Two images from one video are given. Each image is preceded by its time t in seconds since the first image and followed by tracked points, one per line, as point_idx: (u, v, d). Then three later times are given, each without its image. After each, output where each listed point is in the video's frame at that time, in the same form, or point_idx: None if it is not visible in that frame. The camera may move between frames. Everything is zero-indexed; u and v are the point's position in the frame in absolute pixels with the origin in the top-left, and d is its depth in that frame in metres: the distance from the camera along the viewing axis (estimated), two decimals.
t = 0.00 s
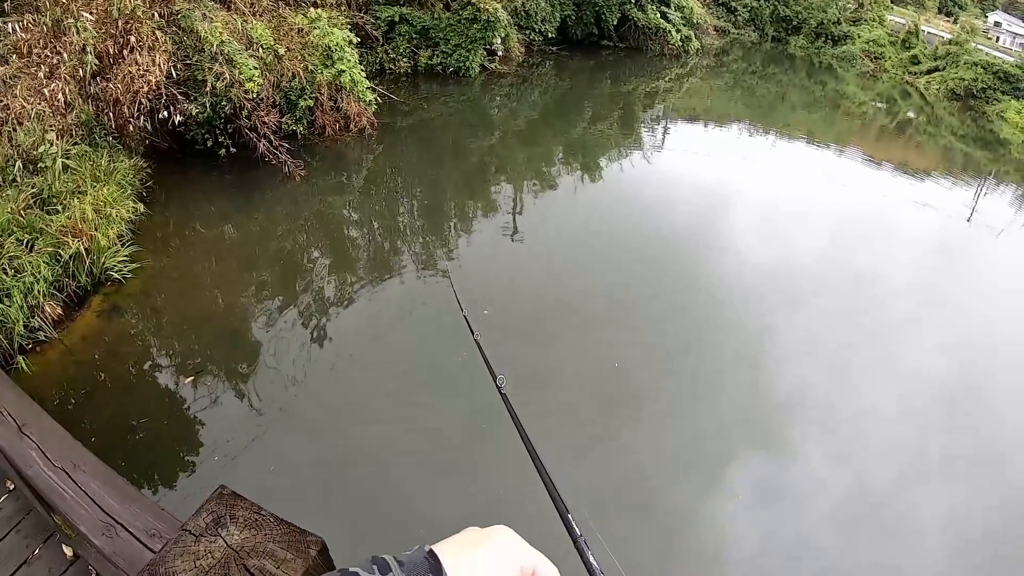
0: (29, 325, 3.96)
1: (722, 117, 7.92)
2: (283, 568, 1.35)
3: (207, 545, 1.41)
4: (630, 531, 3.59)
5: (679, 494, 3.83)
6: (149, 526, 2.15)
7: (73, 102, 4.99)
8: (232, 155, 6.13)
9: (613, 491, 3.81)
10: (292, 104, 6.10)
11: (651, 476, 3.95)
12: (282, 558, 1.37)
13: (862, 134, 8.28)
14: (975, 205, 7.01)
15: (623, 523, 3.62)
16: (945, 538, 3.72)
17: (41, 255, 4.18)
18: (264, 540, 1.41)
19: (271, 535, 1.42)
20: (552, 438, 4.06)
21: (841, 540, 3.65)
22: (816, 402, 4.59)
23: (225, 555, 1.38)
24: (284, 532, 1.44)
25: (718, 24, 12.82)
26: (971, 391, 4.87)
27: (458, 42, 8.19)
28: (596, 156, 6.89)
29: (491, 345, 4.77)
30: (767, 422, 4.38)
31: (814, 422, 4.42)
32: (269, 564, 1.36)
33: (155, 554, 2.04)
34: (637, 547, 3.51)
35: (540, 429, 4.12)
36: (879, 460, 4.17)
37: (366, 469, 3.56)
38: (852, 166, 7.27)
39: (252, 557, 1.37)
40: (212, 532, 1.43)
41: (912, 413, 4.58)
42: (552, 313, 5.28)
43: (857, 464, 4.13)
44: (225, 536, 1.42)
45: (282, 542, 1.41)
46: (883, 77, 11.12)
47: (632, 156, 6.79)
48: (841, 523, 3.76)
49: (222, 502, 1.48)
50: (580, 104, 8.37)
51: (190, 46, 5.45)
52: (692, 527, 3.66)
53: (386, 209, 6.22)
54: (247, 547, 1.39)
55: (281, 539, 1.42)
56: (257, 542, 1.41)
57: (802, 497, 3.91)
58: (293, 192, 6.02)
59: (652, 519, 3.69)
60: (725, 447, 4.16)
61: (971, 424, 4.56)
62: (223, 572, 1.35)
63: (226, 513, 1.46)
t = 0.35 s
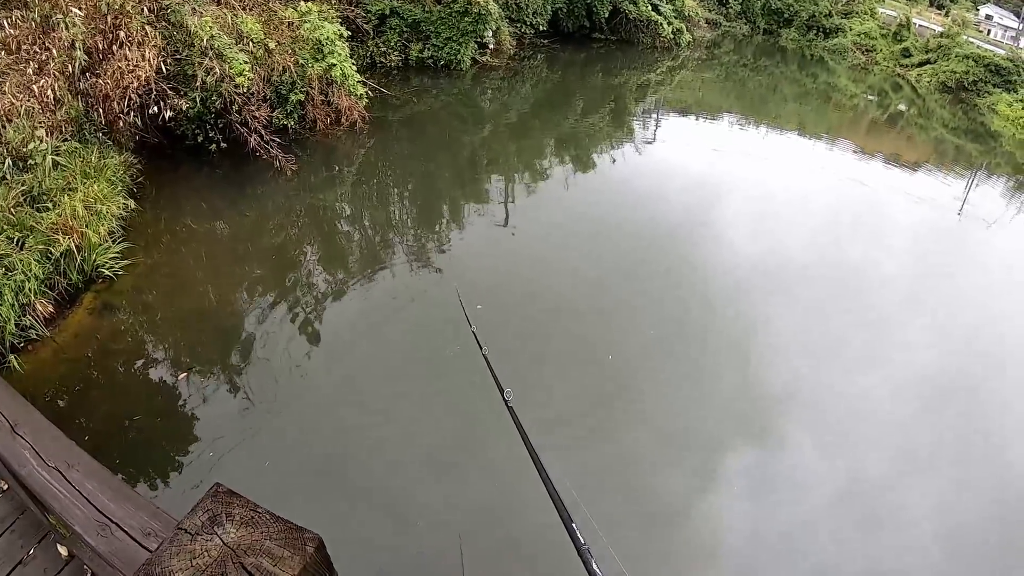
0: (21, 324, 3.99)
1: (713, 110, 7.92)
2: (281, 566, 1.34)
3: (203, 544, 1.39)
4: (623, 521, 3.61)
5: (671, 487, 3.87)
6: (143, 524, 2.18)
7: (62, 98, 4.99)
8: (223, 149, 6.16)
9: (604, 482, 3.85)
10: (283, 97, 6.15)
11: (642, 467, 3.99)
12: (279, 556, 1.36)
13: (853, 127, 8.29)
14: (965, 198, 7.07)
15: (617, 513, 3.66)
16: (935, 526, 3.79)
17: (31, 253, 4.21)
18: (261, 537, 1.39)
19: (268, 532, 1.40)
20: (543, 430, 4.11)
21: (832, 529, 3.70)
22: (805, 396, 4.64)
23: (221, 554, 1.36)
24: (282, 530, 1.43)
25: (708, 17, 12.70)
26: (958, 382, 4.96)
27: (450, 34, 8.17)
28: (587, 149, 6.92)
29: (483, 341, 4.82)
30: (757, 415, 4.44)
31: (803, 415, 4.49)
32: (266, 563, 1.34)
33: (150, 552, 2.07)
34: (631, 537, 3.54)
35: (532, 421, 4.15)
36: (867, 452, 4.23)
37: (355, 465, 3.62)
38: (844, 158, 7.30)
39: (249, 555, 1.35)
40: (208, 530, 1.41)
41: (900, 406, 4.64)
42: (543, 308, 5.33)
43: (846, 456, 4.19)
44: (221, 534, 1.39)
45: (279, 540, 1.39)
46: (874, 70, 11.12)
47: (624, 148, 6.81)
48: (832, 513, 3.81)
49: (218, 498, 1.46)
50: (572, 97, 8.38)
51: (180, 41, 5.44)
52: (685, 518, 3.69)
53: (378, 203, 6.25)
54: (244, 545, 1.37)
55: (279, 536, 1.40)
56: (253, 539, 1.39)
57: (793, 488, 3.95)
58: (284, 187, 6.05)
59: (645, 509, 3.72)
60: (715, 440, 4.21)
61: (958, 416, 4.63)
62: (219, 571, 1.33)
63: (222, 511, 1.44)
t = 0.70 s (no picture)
0: (13, 323, 4.02)
1: (705, 104, 7.91)
2: (274, 562, 1.39)
3: (195, 541, 1.42)
4: (619, 519, 3.65)
5: (666, 483, 3.91)
6: (135, 523, 2.22)
7: (52, 95, 4.99)
8: (214, 145, 6.18)
9: (600, 479, 3.88)
10: (274, 93, 6.14)
11: (638, 463, 4.03)
12: (270, 552, 1.41)
13: (845, 121, 8.31)
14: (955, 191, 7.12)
15: (613, 510, 3.70)
16: (927, 522, 3.84)
17: (22, 252, 4.22)
18: (252, 533, 1.43)
19: (259, 528, 1.45)
20: (536, 426, 4.14)
21: (826, 525, 3.75)
22: (798, 392, 4.69)
23: (213, 550, 1.40)
24: (274, 525, 1.47)
25: (701, 10, 12.90)
26: (948, 375, 5.04)
27: (441, 29, 8.08)
28: (579, 143, 6.93)
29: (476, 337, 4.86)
30: (750, 411, 4.49)
31: (795, 410, 4.54)
32: (258, 558, 1.39)
33: (142, 550, 2.12)
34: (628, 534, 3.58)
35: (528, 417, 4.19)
36: (859, 448, 4.29)
37: (345, 461, 3.67)
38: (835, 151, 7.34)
39: (241, 551, 1.39)
40: (200, 527, 1.45)
41: (892, 401, 4.70)
42: (535, 305, 5.37)
43: (839, 452, 4.24)
44: (212, 531, 1.43)
45: (270, 536, 1.43)
46: (866, 63, 11.14)
47: (616, 142, 6.83)
48: (826, 509, 3.86)
49: (209, 497, 1.49)
50: (563, 91, 8.39)
51: (169, 37, 5.42)
52: (681, 515, 3.73)
53: (370, 199, 6.27)
54: (236, 542, 1.41)
55: (270, 532, 1.45)
56: (245, 535, 1.43)
57: (787, 484, 4.00)
58: (275, 183, 6.07)
59: (640, 507, 3.76)
60: (709, 436, 4.25)
61: (949, 411, 4.70)
62: (211, 567, 1.37)
63: (213, 508, 1.48)
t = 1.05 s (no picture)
0: (6, 322, 4.06)
1: (698, 99, 7.91)
2: (265, 556, 1.38)
3: (187, 536, 1.43)
4: (613, 514, 3.70)
5: (659, 479, 3.96)
6: (128, 519, 2.28)
7: (43, 93, 4.95)
8: (206, 142, 6.20)
9: (594, 474, 3.93)
10: (267, 89, 6.14)
11: (632, 459, 4.08)
12: (262, 546, 1.40)
13: (838, 115, 8.34)
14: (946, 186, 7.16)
15: (607, 506, 3.75)
16: (919, 516, 3.90)
17: (15, 251, 4.25)
18: (243, 528, 1.44)
19: (251, 523, 1.45)
20: (529, 422, 4.19)
21: (818, 518, 3.81)
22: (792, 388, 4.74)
23: (205, 546, 1.41)
24: (266, 520, 1.47)
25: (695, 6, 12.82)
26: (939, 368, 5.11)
27: (434, 24, 8.10)
28: (573, 138, 6.95)
29: (471, 334, 4.89)
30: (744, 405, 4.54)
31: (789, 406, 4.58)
32: (250, 553, 1.39)
33: (134, 545, 2.17)
34: (622, 528, 3.63)
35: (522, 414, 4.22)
36: (853, 443, 4.33)
37: (337, 458, 3.72)
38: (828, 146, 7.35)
39: (231, 547, 1.39)
40: (192, 523, 1.46)
41: (885, 396, 4.75)
42: (529, 301, 5.40)
43: (832, 446, 4.29)
44: (205, 526, 1.44)
45: (261, 531, 1.43)
46: (859, 58, 11.14)
47: (609, 137, 6.85)
48: (818, 503, 3.91)
49: (202, 492, 1.51)
50: (557, 86, 8.39)
51: (161, 34, 5.45)
52: (674, 510, 3.79)
53: (363, 195, 6.28)
54: (227, 537, 1.42)
55: (262, 526, 1.45)
56: (236, 531, 1.43)
57: (780, 478, 4.04)
58: (268, 180, 6.09)
59: (634, 502, 3.81)
60: (702, 430, 4.31)
61: (941, 405, 4.75)
62: (203, 562, 1.38)
63: (205, 504, 1.49)
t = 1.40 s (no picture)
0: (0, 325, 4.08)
1: (691, 95, 7.90)
2: (264, 558, 1.40)
3: (181, 537, 1.44)
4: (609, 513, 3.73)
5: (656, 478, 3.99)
6: (122, 521, 2.30)
7: (35, 95, 4.99)
8: (200, 142, 6.18)
9: (591, 472, 3.96)
10: (259, 88, 6.13)
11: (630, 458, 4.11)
12: (257, 547, 1.42)
13: (831, 111, 8.36)
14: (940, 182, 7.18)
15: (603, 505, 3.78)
16: (916, 512, 3.94)
17: (7, 252, 4.27)
18: (238, 529, 1.45)
19: (245, 523, 1.46)
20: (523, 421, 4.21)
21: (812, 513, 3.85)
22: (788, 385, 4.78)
23: (198, 546, 1.41)
24: (260, 519, 1.49)
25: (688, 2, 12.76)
26: (932, 362, 5.17)
27: (426, 23, 8.09)
28: (566, 135, 6.95)
29: (465, 334, 4.90)
30: (740, 401, 4.59)
31: (785, 402, 4.62)
32: (246, 554, 1.40)
33: (127, 546, 2.20)
34: (618, 526, 3.66)
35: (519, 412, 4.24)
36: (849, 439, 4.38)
37: (331, 458, 3.75)
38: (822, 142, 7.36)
39: (229, 549, 1.41)
40: (185, 523, 1.46)
41: (881, 391, 4.79)
42: (526, 299, 5.42)
43: (829, 442, 4.33)
44: (199, 528, 1.45)
45: (255, 531, 1.45)
46: (851, 54, 11.14)
47: (603, 134, 6.86)
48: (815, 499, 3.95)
49: (194, 492, 1.51)
50: (550, 84, 8.38)
51: (153, 33, 5.43)
52: (669, 509, 3.82)
53: (357, 194, 6.29)
54: (223, 538, 1.43)
55: (257, 527, 1.46)
56: (231, 531, 1.45)
57: (777, 475, 4.07)
58: (261, 180, 6.08)
59: (630, 501, 3.84)
60: (699, 428, 4.34)
61: (937, 401, 4.79)
62: (197, 563, 1.39)
63: (199, 504, 1.49)
